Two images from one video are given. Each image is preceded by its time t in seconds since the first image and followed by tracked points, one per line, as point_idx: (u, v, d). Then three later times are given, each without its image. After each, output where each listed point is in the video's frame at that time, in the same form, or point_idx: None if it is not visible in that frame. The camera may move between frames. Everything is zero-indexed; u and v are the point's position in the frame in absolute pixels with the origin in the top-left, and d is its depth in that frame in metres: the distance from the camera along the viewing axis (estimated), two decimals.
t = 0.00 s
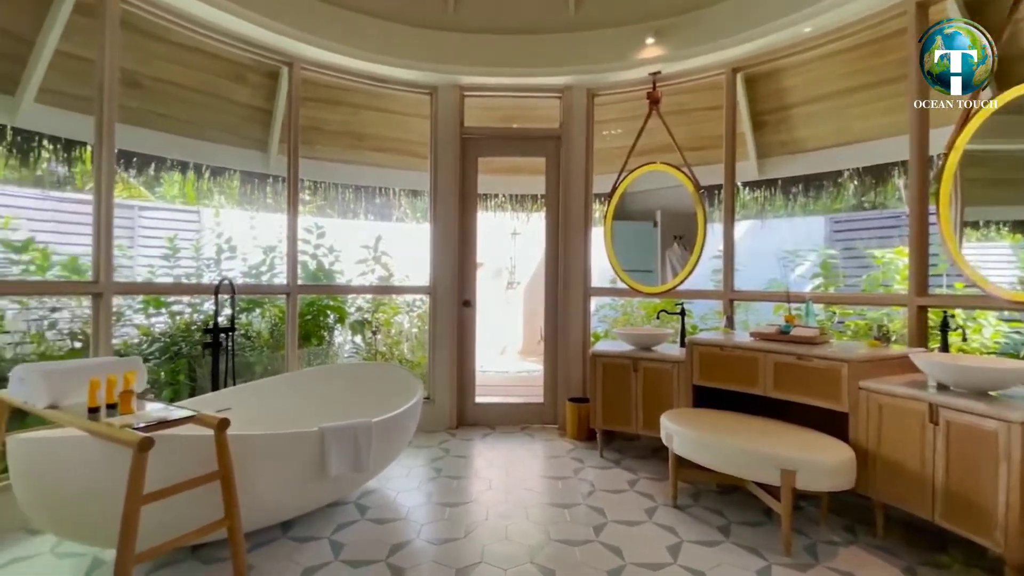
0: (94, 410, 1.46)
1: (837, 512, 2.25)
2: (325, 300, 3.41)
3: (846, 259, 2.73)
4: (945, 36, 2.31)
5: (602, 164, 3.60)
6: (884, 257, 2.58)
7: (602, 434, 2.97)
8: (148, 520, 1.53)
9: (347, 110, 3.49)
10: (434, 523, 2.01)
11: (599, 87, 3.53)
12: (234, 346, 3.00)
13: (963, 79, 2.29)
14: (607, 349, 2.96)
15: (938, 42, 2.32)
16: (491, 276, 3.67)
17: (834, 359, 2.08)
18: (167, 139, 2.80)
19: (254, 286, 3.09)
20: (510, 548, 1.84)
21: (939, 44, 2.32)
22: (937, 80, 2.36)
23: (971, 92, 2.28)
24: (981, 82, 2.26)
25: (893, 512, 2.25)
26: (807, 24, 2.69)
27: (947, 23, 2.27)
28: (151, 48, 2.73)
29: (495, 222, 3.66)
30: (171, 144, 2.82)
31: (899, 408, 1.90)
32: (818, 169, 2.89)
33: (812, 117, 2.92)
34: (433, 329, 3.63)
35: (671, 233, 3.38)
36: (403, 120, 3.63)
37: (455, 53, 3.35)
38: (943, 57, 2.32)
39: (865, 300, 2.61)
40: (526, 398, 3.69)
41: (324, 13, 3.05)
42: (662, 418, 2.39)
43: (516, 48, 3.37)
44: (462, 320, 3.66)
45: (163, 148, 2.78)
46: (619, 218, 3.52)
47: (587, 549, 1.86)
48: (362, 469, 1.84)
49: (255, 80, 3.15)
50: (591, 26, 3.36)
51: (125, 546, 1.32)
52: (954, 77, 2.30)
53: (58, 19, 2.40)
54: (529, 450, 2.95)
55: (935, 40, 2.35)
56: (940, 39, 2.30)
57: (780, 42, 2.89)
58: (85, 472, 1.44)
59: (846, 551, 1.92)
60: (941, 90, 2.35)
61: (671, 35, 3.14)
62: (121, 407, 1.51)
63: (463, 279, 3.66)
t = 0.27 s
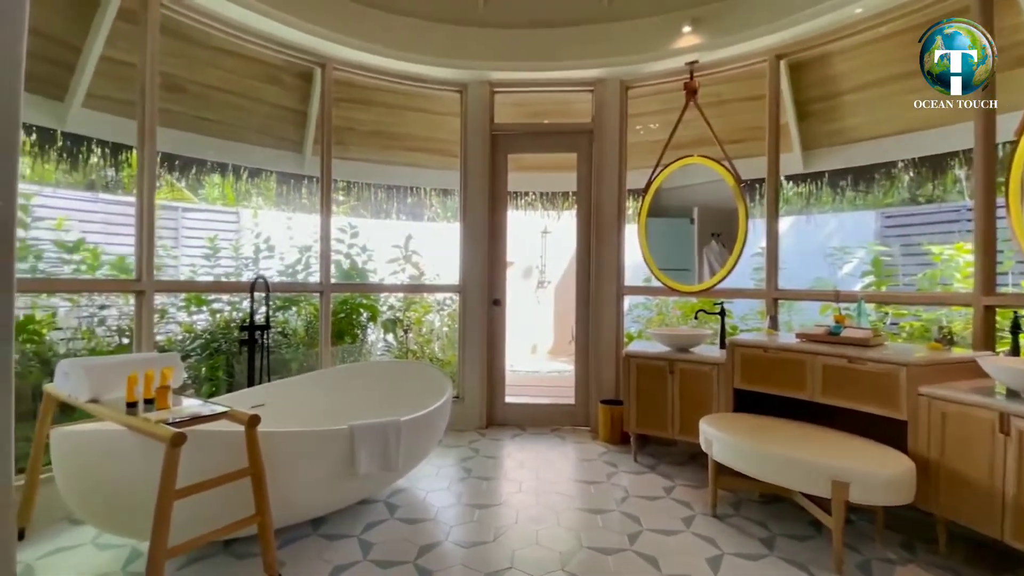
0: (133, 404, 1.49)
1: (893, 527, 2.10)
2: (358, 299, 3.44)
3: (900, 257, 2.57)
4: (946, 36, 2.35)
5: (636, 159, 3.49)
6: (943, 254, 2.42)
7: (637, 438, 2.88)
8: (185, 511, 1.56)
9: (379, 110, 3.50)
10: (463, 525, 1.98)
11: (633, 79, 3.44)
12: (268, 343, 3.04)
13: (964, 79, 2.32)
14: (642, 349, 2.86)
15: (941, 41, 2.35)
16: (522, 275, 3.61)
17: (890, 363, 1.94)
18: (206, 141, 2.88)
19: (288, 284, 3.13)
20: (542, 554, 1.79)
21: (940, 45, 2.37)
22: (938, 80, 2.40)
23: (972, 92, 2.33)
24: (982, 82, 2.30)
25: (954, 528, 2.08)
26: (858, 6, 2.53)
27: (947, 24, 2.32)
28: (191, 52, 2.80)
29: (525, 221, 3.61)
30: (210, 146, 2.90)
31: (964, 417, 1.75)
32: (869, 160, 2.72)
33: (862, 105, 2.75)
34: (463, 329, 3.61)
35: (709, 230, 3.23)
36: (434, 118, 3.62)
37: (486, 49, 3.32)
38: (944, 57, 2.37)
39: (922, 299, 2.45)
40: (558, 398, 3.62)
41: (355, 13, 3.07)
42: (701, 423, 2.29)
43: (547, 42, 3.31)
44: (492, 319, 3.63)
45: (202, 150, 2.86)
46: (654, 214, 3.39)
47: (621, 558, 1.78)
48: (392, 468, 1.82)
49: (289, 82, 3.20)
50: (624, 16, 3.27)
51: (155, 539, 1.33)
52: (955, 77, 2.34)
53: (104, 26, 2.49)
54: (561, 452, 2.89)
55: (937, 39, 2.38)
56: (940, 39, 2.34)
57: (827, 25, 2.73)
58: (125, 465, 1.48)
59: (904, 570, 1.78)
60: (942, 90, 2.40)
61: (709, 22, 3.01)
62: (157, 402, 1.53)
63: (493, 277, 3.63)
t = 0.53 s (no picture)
0: (160, 403, 1.49)
1: (959, 550, 1.92)
2: (387, 298, 3.44)
3: (964, 253, 2.37)
4: (945, 36, 2.43)
5: (672, 153, 3.35)
6: (1013, 249, 2.23)
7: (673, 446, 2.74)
8: (210, 511, 1.56)
9: (408, 109, 3.48)
10: (490, 533, 1.92)
11: (669, 69, 3.30)
12: (298, 341, 3.06)
13: (964, 79, 2.40)
14: (678, 352, 2.73)
15: (934, 42, 2.46)
16: (552, 274, 3.53)
17: (959, 369, 1.77)
18: (237, 142, 2.91)
19: (317, 283, 3.15)
20: (573, 569, 1.70)
21: (939, 44, 2.45)
22: (937, 80, 2.48)
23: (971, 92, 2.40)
24: (981, 82, 2.37)
25: None
26: None
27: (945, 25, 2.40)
28: (224, 54, 2.84)
29: (555, 219, 3.52)
30: (241, 147, 2.93)
31: None
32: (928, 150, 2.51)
33: (922, 90, 2.54)
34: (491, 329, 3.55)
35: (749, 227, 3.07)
36: (463, 116, 3.57)
37: (515, 42, 3.25)
38: (943, 57, 2.45)
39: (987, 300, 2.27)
40: (590, 401, 3.52)
41: (384, 9, 3.06)
42: (744, 432, 2.14)
43: (578, 33, 3.22)
44: (521, 320, 3.55)
45: (236, 152, 2.91)
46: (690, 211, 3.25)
47: None
48: (417, 472, 1.78)
49: (319, 81, 3.21)
50: (659, 3, 3.14)
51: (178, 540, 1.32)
52: (952, 75, 2.43)
53: (142, 31, 2.55)
54: (592, 458, 2.79)
55: (936, 40, 2.47)
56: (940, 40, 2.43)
57: (881, 4, 2.54)
58: (154, 464, 1.48)
59: None
60: (942, 90, 2.48)
61: (751, 5, 2.85)
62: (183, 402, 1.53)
63: (521, 277, 3.55)
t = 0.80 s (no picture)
0: (181, 406, 1.49)
1: None
2: (415, 298, 3.41)
3: None
4: (945, 35, 2.47)
5: (709, 147, 3.19)
6: None
7: (710, 457, 2.59)
8: (232, 516, 1.54)
9: (435, 108, 3.44)
10: (517, 546, 1.84)
11: (705, 58, 3.14)
12: (325, 341, 3.07)
13: (964, 78, 2.44)
14: (716, 358, 2.57)
15: (938, 40, 2.49)
16: (582, 275, 3.42)
17: None
18: (267, 144, 2.94)
19: (344, 284, 3.15)
20: None
21: (939, 44, 2.48)
22: (938, 79, 2.50)
23: (971, 92, 2.43)
24: (981, 82, 2.41)
25: None
26: None
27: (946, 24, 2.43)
28: (254, 57, 2.86)
29: (585, 218, 3.42)
30: (272, 149, 2.96)
31: None
32: (1000, 137, 2.33)
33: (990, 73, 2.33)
34: (518, 331, 3.48)
35: (792, 224, 2.89)
36: (490, 113, 3.50)
37: (544, 35, 3.17)
38: (944, 57, 2.47)
39: None
40: (621, 407, 3.39)
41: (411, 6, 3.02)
42: (790, 446, 1.99)
43: (610, 23, 3.11)
44: (549, 321, 3.46)
45: (266, 154, 2.93)
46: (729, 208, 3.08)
47: None
48: (440, 480, 1.72)
49: (347, 82, 3.21)
50: None
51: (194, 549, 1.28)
52: (955, 74, 2.45)
53: (174, 36, 2.59)
54: (623, 468, 2.67)
55: (936, 40, 2.50)
56: (940, 39, 2.46)
57: None
58: (178, 468, 1.47)
59: None
60: (943, 89, 2.50)
61: None
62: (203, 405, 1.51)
63: (550, 277, 3.46)
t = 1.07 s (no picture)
0: (199, 405, 1.47)
1: None
2: (441, 297, 3.37)
3: None
4: (945, 36, 2.39)
5: (747, 139, 3.03)
6: None
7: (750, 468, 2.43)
8: (251, 519, 1.52)
9: (461, 105, 3.39)
10: (542, 556, 1.76)
11: (743, 44, 2.98)
12: (349, 339, 3.08)
13: (964, 79, 2.36)
14: (757, 361, 2.40)
15: (937, 39, 2.40)
16: (612, 274, 3.31)
17: None
18: (295, 144, 2.95)
19: (369, 283, 3.16)
20: None
21: (939, 44, 2.39)
22: (938, 80, 2.42)
23: (972, 92, 2.36)
24: (982, 82, 2.34)
25: None
26: None
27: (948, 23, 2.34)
28: (281, 56, 2.87)
29: (615, 215, 3.30)
30: (299, 149, 2.97)
31: None
32: None
33: None
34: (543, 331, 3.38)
35: (837, 220, 2.71)
36: (516, 108, 3.42)
37: (573, 25, 3.07)
38: (944, 57, 2.39)
39: None
40: (653, 411, 3.26)
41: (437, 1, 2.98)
42: (840, 459, 1.83)
43: (641, 11, 2.98)
44: (577, 321, 3.35)
45: (294, 154, 2.94)
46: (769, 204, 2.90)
47: None
48: (460, 486, 1.66)
49: (373, 80, 3.19)
50: None
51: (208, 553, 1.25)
52: (955, 75, 2.37)
53: (204, 38, 2.62)
54: (656, 476, 2.55)
55: (936, 40, 2.41)
56: (940, 39, 2.38)
57: None
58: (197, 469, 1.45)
59: None
60: (943, 90, 2.42)
61: None
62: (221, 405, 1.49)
63: (577, 276, 3.35)
